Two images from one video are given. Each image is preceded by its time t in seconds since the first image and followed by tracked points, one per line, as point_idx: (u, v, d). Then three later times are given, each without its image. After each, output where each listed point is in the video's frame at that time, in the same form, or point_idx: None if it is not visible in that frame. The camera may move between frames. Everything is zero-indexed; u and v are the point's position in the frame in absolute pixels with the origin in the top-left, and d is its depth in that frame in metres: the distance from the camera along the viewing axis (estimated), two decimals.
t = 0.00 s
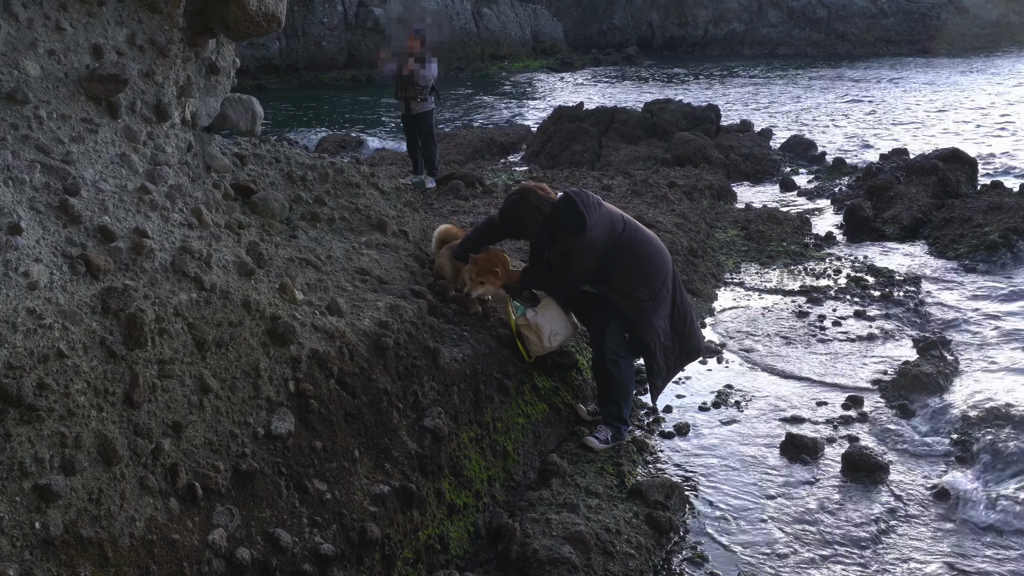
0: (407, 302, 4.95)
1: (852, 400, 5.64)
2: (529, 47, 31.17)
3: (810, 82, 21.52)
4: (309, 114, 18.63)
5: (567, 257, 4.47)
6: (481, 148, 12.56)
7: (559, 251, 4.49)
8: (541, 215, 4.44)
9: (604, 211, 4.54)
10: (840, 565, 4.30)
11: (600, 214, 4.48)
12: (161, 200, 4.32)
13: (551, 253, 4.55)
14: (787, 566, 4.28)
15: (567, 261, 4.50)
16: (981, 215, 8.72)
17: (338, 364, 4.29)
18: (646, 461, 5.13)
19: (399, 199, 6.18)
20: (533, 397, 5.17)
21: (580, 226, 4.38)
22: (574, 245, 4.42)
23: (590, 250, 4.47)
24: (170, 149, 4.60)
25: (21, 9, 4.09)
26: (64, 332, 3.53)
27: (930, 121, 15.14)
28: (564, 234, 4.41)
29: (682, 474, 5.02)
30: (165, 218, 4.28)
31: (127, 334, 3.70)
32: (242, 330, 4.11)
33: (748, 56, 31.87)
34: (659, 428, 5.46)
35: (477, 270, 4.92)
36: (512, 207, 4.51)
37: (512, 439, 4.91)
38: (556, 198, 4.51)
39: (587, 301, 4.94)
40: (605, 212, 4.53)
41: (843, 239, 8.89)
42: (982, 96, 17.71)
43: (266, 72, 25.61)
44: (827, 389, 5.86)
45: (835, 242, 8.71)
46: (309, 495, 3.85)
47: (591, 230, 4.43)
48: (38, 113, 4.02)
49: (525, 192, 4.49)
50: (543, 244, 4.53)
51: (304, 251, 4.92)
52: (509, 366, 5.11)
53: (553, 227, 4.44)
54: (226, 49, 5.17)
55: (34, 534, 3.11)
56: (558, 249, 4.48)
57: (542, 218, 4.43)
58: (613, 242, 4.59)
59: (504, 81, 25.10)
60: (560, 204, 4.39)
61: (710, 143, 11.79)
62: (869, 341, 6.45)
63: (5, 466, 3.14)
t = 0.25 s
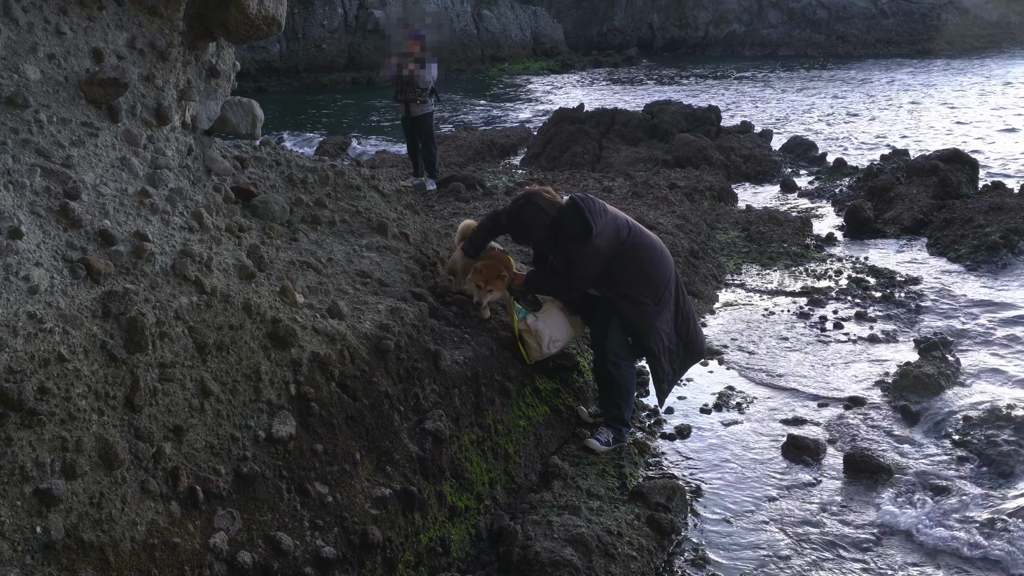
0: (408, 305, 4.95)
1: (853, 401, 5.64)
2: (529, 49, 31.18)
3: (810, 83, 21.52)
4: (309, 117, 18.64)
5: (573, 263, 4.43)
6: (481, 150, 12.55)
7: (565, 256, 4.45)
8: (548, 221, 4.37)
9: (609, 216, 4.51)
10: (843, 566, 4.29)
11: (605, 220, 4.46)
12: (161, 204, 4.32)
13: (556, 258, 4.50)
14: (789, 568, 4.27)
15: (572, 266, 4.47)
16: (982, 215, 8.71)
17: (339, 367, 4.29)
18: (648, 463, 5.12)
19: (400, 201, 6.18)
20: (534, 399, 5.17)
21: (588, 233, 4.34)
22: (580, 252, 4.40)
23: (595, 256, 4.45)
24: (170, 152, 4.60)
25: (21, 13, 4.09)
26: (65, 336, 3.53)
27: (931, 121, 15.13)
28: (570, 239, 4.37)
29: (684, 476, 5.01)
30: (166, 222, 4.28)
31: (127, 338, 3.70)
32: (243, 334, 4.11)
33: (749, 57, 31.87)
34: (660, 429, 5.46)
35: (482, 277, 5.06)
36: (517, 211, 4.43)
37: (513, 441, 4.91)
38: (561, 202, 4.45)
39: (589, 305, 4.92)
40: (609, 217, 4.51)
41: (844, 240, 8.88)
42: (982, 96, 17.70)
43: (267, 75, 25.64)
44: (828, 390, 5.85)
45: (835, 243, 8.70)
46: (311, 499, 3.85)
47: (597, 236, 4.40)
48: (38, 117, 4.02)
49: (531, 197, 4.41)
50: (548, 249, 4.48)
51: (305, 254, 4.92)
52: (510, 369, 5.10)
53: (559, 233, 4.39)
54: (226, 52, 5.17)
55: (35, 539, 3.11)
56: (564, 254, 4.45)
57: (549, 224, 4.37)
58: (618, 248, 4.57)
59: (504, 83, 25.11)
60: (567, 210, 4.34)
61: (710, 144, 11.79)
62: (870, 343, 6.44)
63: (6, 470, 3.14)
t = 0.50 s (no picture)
0: (409, 308, 4.94)
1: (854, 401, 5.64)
2: (528, 51, 31.20)
3: (809, 83, 21.52)
4: (309, 120, 18.64)
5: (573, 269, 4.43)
6: (481, 152, 12.55)
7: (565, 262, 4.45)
8: (547, 229, 4.37)
9: (607, 221, 4.51)
10: (845, 566, 4.29)
11: (603, 225, 4.46)
12: (161, 208, 4.32)
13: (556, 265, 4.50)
14: (790, 569, 4.27)
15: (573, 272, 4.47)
16: (982, 215, 8.70)
17: (340, 370, 4.29)
18: (649, 464, 5.11)
19: (400, 204, 6.18)
20: (535, 401, 5.16)
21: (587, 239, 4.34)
22: (579, 258, 4.40)
23: (595, 262, 4.45)
24: (170, 156, 4.60)
25: (20, 18, 4.09)
26: (64, 340, 3.53)
27: (930, 121, 15.13)
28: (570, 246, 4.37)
29: (685, 477, 5.00)
30: (165, 225, 4.28)
31: (128, 342, 3.70)
32: (243, 337, 4.10)
33: (748, 58, 31.88)
34: (661, 431, 5.45)
35: (483, 275, 4.85)
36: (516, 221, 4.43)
37: (514, 443, 4.90)
38: (559, 209, 4.45)
39: (592, 309, 4.92)
40: (607, 222, 4.51)
41: (843, 240, 8.88)
42: (981, 96, 17.71)
43: (266, 78, 25.67)
44: (829, 390, 5.85)
45: (835, 244, 8.70)
46: (312, 502, 3.85)
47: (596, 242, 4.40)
48: (37, 121, 4.02)
49: (529, 206, 4.41)
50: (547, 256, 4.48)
51: (305, 257, 4.92)
52: (511, 370, 5.10)
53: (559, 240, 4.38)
54: (225, 56, 5.17)
55: (36, 544, 3.11)
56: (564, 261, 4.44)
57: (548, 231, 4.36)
58: (618, 252, 4.57)
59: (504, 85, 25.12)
60: (566, 218, 4.33)
61: (710, 145, 11.79)
62: (871, 343, 6.44)
63: (6, 475, 3.14)
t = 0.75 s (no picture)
0: (408, 309, 4.94)
1: (854, 401, 5.63)
2: (528, 52, 31.22)
3: (809, 83, 21.53)
4: (309, 122, 18.65)
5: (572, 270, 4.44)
6: (481, 154, 12.55)
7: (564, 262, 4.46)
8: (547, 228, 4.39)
9: (609, 221, 4.51)
10: (845, 566, 4.28)
11: (604, 226, 4.46)
12: (161, 210, 4.32)
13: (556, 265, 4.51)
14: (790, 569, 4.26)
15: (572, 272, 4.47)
16: (982, 214, 8.70)
17: (339, 372, 4.28)
18: (649, 465, 5.11)
19: (400, 205, 6.17)
20: (535, 402, 5.16)
21: (587, 240, 4.35)
22: (579, 257, 4.40)
23: (595, 262, 4.45)
24: (169, 158, 4.60)
25: (19, 21, 4.09)
26: (64, 343, 3.53)
27: (930, 121, 15.13)
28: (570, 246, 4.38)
29: (685, 478, 5.00)
30: (165, 228, 4.28)
31: (127, 344, 3.70)
32: (242, 339, 4.10)
33: (748, 58, 31.89)
34: (661, 432, 5.44)
35: (474, 264, 4.80)
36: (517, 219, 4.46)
37: (515, 444, 4.90)
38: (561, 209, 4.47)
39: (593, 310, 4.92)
40: (609, 223, 4.51)
41: (843, 240, 8.87)
42: (980, 96, 17.70)
43: (266, 81, 25.69)
44: (829, 391, 5.84)
45: (835, 244, 8.69)
46: (311, 504, 3.85)
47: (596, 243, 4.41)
48: (36, 124, 4.02)
49: (531, 205, 4.43)
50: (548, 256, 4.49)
51: (305, 259, 4.91)
52: (511, 372, 5.10)
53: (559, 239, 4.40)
54: (224, 58, 5.17)
55: (36, 546, 3.10)
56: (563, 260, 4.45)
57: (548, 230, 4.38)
58: (619, 253, 4.57)
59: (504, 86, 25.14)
60: (567, 217, 4.33)
61: (710, 145, 11.79)
62: (871, 343, 6.43)
63: (6, 478, 3.14)
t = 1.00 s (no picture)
0: (408, 310, 4.94)
1: (854, 401, 5.63)
2: (527, 53, 31.22)
3: (808, 84, 21.53)
4: (309, 123, 18.65)
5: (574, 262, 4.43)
6: (480, 155, 12.55)
7: (565, 255, 4.44)
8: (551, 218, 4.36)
9: (611, 217, 4.52)
10: (845, 566, 4.28)
11: (607, 221, 4.47)
12: (160, 212, 4.32)
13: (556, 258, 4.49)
14: (789, 569, 4.26)
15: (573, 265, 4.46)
16: (982, 215, 8.69)
17: (339, 373, 4.28)
18: (649, 466, 5.10)
19: (399, 207, 6.17)
20: (535, 403, 5.16)
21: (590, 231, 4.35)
22: (582, 250, 4.38)
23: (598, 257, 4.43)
24: (169, 160, 4.60)
25: (18, 22, 4.09)
26: (64, 345, 3.53)
27: (929, 122, 15.13)
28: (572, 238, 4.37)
29: (685, 478, 5.00)
30: (164, 229, 4.28)
31: (127, 346, 3.70)
32: (242, 341, 4.10)
33: (747, 59, 31.89)
34: (661, 432, 5.44)
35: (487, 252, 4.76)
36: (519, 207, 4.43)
37: (514, 445, 4.90)
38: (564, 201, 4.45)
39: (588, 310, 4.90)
40: (611, 219, 4.52)
41: (843, 241, 8.87)
42: (980, 96, 17.70)
43: (266, 82, 25.68)
44: (829, 391, 5.84)
45: (835, 244, 8.69)
46: (311, 505, 3.85)
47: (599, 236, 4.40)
48: (36, 126, 4.03)
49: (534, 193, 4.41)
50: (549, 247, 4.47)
51: (304, 260, 4.91)
52: (511, 373, 5.10)
53: (562, 231, 4.38)
54: (223, 59, 5.17)
55: (35, 548, 3.10)
56: (565, 253, 4.44)
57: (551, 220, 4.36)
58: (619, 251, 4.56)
59: (503, 87, 25.14)
60: (572, 208, 4.33)
61: (709, 146, 11.79)
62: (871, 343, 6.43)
63: (5, 480, 3.14)
